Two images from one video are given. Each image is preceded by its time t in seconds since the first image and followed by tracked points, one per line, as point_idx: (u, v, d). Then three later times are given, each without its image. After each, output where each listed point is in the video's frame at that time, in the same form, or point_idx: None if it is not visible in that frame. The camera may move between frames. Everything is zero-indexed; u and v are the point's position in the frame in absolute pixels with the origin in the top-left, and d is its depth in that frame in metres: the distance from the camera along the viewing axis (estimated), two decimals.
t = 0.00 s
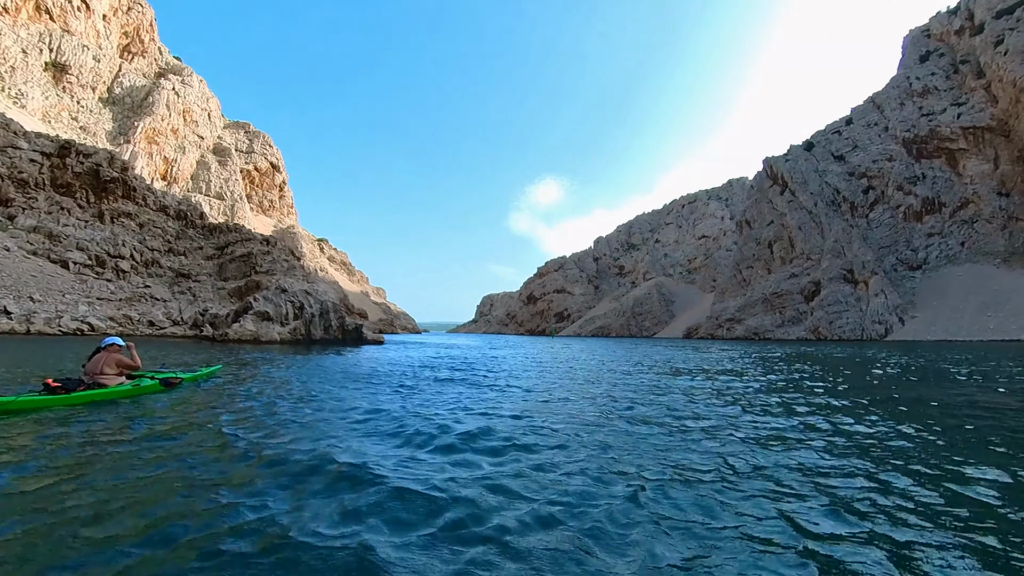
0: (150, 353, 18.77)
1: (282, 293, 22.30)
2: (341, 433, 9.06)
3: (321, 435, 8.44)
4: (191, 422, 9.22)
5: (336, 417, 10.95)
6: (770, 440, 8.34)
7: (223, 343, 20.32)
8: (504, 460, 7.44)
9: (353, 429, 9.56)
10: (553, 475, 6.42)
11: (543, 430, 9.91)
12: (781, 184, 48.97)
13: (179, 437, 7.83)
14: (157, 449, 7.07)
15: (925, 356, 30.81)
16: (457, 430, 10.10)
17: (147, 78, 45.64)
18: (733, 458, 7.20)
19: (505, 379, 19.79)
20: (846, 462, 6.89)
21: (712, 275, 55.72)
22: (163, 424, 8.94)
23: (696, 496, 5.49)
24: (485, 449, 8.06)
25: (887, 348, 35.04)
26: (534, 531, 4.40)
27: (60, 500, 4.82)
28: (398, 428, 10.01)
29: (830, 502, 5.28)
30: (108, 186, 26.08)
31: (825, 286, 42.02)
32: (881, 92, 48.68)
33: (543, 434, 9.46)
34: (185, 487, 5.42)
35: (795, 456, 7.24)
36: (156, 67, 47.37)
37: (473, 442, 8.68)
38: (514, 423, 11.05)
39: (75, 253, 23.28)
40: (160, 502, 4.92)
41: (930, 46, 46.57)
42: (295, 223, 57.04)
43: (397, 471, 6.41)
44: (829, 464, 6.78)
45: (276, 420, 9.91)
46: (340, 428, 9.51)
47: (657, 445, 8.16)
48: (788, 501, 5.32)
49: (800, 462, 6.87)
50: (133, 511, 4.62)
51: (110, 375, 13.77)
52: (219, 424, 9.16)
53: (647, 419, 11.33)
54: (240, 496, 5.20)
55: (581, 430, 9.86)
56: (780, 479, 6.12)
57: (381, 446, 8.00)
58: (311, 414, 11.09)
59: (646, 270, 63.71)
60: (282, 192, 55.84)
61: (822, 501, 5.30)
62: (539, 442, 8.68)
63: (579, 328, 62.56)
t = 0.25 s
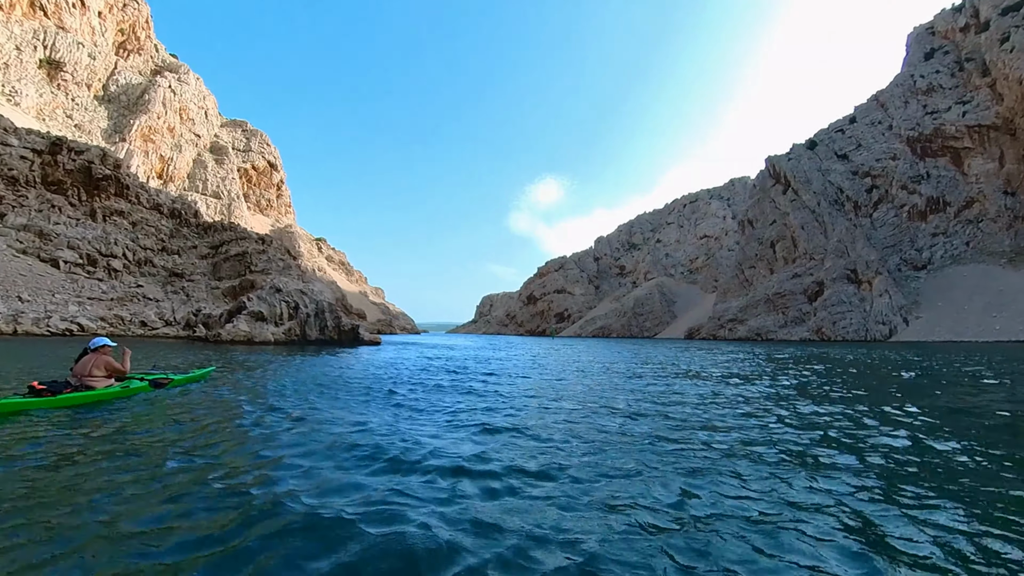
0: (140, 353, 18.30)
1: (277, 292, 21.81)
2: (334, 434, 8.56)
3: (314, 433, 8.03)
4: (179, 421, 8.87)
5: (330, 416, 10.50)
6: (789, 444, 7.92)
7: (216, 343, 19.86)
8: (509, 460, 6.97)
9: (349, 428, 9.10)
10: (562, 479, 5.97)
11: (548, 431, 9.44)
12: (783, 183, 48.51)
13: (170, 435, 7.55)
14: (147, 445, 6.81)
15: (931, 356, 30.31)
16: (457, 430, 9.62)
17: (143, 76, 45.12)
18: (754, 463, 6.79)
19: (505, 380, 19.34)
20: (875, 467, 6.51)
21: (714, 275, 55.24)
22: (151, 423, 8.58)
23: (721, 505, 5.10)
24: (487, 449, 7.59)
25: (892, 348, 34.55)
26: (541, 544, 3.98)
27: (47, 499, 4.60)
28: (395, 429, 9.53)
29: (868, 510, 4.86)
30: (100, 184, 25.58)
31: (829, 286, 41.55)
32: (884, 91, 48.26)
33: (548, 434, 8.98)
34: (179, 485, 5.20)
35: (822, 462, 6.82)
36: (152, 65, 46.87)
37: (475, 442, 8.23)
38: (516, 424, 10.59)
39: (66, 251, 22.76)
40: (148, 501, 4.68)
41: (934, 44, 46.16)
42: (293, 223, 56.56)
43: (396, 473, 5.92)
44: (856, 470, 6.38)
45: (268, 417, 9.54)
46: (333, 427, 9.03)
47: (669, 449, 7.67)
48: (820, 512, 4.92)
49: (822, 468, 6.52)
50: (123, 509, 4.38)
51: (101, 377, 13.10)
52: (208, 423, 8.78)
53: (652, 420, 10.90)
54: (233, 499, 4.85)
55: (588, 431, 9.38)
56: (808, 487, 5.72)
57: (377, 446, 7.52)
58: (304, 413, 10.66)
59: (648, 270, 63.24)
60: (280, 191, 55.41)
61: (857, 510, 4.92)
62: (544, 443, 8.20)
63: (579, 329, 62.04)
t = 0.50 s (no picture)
0: (125, 354, 17.73)
1: (267, 292, 21.21)
2: (318, 440, 8.06)
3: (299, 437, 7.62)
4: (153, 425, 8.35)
5: (315, 420, 9.96)
6: (800, 457, 7.47)
7: (204, 344, 19.28)
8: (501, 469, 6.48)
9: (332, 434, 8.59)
10: (559, 494, 5.48)
11: (543, 436, 8.93)
12: (785, 182, 47.94)
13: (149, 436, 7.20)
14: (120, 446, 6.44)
15: (937, 358, 29.73)
16: (448, 435, 9.10)
17: (137, 73, 44.47)
18: (763, 479, 6.35)
19: (502, 382, 18.80)
20: (893, 484, 6.10)
21: (715, 275, 54.66)
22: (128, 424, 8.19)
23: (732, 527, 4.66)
24: (478, 457, 7.10)
25: (896, 349, 33.98)
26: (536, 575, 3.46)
27: (3, 501, 4.29)
28: (382, 433, 9.01)
29: (893, 535, 4.44)
30: (89, 181, 24.97)
31: (831, 285, 40.98)
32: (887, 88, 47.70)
33: (544, 441, 8.48)
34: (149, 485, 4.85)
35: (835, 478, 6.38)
36: (146, 62, 46.22)
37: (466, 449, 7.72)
38: (510, 429, 10.07)
39: (53, 250, 22.18)
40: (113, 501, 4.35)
41: (938, 41, 45.60)
42: (289, 222, 55.99)
43: (378, 484, 5.40)
44: (873, 488, 5.94)
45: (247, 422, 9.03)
46: (316, 432, 8.51)
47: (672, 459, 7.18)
48: (840, 534, 4.50)
49: (836, 485, 6.08)
50: (83, 512, 4.07)
51: (74, 382, 12.53)
52: (186, 426, 8.33)
53: (655, 423, 10.38)
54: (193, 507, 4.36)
55: (585, 437, 8.87)
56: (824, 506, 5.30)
57: (360, 453, 7.03)
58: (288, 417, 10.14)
59: (648, 269, 62.66)
60: (276, 190, 54.88)
61: (880, 533, 4.51)
62: (539, 451, 7.70)
63: (579, 330, 61.44)
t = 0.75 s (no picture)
0: (112, 355, 17.18)
1: (259, 291, 20.66)
2: (300, 444, 7.56)
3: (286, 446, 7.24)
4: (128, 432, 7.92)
5: (301, 423, 9.45)
6: (806, 453, 7.13)
7: (195, 345, 18.76)
8: (496, 477, 5.98)
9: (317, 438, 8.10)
10: (557, 504, 5.02)
11: (541, 439, 8.45)
12: (787, 180, 47.51)
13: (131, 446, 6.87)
14: (97, 458, 6.11)
15: (942, 358, 29.32)
16: (440, 438, 8.60)
17: (131, 70, 43.85)
18: (770, 477, 6.01)
19: (500, 382, 18.31)
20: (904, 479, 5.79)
21: (716, 275, 54.23)
22: (108, 432, 7.82)
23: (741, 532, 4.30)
24: (471, 464, 6.62)
25: (900, 349, 33.56)
26: None
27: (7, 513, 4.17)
28: (371, 437, 8.50)
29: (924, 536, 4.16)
30: (78, 178, 24.40)
31: (834, 285, 40.55)
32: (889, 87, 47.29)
33: (542, 444, 8.00)
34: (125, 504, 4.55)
35: (846, 474, 6.04)
36: (140, 59, 45.65)
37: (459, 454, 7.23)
38: (507, 430, 9.59)
39: (40, 248, 21.62)
40: (82, 522, 4.05)
41: (941, 38, 45.23)
42: (286, 221, 55.48)
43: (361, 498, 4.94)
44: (884, 485, 5.63)
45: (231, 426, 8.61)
46: (300, 437, 8.02)
47: (678, 460, 6.75)
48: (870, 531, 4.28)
49: (846, 482, 5.76)
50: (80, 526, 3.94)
51: (52, 383, 11.97)
52: (167, 434, 7.93)
53: (658, 426, 9.90)
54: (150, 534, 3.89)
55: (586, 440, 8.39)
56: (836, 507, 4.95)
57: (344, 460, 6.53)
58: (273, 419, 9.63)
59: (648, 269, 62.21)
60: (272, 188, 54.43)
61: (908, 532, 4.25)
62: (537, 455, 7.21)
63: (579, 330, 60.98)
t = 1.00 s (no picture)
0: (95, 355, 16.61)
1: (249, 291, 20.07)
2: (281, 450, 7.08)
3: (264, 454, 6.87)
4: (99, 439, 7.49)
5: (283, 427, 8.93)
6: (810, 454, 6.75)
7: (182, 345, 18.22)
8: (484, 482, 5.49)
9: (297, 442, 7.60)
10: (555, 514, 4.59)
11: (536, 441, 7.96)
12: (788, 179, 47.04)
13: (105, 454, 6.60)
14: (68, 467, 5.83)
15: (947, 358, 28.85)
16: (429, 440, 8.10)
17: (123, 66, 43.17)
18: (771, 479, 5.65)
19: (496, 382, 17.81)
20: (908, 481, 5.49)
21: (716, 275, 53.74)
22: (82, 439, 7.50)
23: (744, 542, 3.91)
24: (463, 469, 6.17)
25: (904, 350, 33.10)
26: None
27: None
28: (356, 440, 7.99)
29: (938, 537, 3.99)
30: (64, 174, 23.80)
31: (835, 285, 40.10)
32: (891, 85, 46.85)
33: (536, 447, 7.50)
34: (88, 515, 4.29)
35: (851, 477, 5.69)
36: (133, 55, 45.00)
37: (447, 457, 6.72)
38: (501, 432, 9.10)
39: (25, 246, 21.03)
40: (25, 543, 3.61)
41: (944, 36, 44.79)
42: (282, 220, 54.90)
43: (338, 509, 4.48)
44: (892, 484, 5.41)
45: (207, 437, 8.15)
46: (279, 441, 7.51)
47: (681, 463, 6.28)
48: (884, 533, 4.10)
49: (852, 485, 5.41)
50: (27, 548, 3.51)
51: (26, 385, 11.38)
52: (142, 440, 7.55)
53: (660, 428, 9.43)
54: (87, 557, 3.41)
55: (584, 442, 7.90)
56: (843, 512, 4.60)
57: (324, 466, 6.05)
58: (253, 423, 9.11)
59: (648, 269, 61.69)
60: (267, 187, 53.87)
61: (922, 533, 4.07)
62: (531, 458, 6.71)
63: (578, 330, 60.45)
